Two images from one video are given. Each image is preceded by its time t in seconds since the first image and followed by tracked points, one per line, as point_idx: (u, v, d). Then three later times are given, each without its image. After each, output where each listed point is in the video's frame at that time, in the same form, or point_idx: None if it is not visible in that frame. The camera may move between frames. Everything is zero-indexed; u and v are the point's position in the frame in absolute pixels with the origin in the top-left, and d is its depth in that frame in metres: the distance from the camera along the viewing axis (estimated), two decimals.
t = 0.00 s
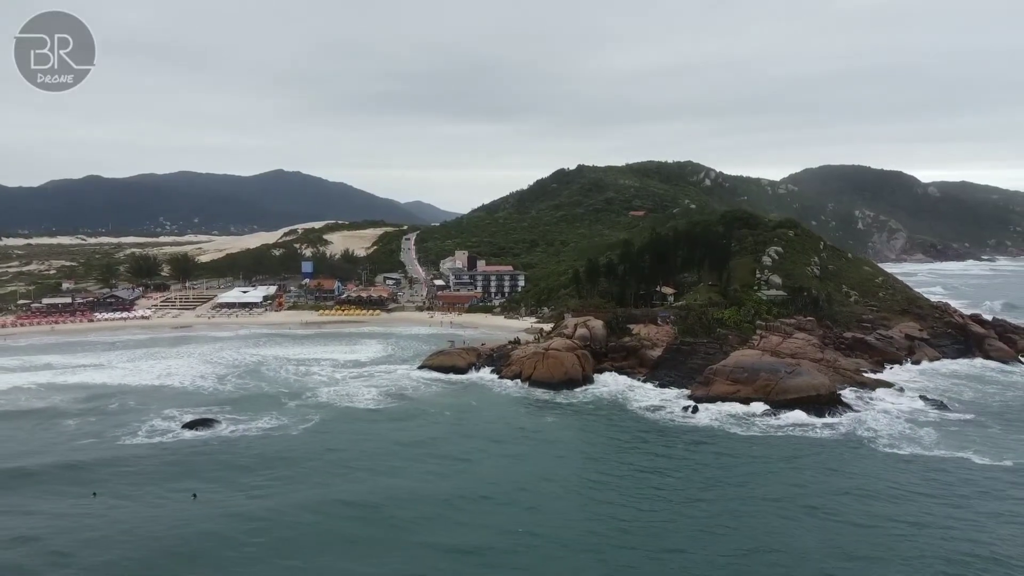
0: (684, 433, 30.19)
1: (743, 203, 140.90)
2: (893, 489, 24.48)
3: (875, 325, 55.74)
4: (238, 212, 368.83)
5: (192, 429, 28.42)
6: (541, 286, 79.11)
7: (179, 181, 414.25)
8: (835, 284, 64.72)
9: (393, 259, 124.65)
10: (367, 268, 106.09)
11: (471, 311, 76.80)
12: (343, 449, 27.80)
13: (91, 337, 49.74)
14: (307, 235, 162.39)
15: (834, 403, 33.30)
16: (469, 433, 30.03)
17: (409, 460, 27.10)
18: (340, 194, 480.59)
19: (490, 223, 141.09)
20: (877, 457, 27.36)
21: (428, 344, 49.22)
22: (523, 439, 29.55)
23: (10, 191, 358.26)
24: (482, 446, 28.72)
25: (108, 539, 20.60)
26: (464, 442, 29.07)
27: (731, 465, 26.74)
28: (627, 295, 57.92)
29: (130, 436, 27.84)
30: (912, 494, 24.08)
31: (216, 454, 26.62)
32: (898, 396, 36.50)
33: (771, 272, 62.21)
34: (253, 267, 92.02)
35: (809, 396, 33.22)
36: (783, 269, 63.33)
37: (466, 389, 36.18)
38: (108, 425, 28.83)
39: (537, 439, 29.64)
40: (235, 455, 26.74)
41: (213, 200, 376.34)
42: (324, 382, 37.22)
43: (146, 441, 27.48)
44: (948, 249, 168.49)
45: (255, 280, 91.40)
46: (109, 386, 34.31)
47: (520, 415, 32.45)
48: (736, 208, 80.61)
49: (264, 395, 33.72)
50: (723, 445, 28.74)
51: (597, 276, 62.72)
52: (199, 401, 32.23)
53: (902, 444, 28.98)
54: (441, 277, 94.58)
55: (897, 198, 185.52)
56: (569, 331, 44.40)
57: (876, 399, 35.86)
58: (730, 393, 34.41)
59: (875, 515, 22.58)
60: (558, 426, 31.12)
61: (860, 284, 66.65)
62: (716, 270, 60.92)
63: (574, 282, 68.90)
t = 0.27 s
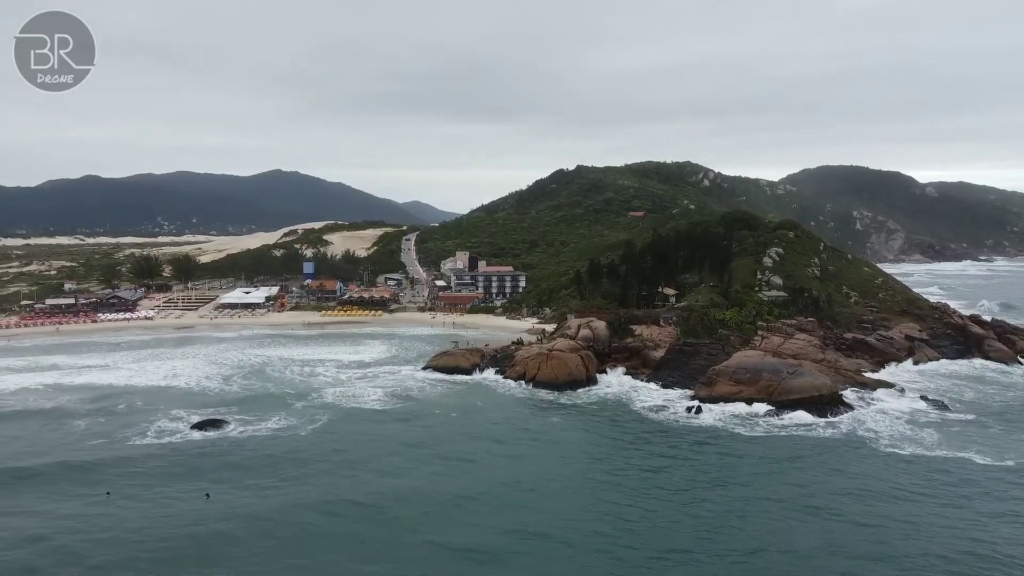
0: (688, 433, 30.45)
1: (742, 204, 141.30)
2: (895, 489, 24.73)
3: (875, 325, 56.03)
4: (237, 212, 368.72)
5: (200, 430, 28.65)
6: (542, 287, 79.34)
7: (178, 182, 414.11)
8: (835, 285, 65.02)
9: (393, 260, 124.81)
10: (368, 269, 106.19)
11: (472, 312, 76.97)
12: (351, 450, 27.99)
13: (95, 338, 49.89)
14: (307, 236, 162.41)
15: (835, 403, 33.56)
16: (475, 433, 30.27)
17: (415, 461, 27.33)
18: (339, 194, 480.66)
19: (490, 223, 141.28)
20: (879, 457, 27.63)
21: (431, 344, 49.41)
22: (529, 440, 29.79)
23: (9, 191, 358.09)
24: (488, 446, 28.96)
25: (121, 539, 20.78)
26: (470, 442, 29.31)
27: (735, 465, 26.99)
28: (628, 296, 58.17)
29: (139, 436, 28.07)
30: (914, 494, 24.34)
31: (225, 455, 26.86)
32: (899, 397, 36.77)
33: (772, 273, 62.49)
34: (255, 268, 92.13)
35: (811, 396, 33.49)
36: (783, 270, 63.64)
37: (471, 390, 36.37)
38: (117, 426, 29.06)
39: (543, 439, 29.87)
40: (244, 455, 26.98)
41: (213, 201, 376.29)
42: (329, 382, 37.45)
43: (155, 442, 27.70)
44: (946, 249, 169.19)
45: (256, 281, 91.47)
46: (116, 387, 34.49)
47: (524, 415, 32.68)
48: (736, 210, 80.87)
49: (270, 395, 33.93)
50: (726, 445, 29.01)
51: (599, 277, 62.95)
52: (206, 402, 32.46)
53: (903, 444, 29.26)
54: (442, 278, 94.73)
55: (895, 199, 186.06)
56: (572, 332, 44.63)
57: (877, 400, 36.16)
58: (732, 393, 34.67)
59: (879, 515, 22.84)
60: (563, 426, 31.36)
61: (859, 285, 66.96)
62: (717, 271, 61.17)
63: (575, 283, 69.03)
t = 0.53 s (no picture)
0: (693, 433, 30.73)
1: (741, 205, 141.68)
2: (899, 489, 25.04)
3: (876, 326, 56.32)
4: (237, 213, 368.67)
5: (210, 430, 28.90)
6: (544, 288, 79.57)
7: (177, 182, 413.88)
8: (836, 286, 65.31)
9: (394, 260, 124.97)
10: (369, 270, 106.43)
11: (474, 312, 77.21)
12: (360, 450, 28.21)
13: (100, 339, 50.07)
14: (307, 236, 162.43)
15: (838, 404, 33.86)
16: (482, 434, 30.51)
17: (424, 461, 27.58)
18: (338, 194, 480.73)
19: (490, 224, 141.51)
20: (883, 457, 27.93)
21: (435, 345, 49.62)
22: (536, 440, 30.04)
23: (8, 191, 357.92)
24: (495, 447, 29.23)
25: (137, 539, 20.98)
26: (477, 442, 29.57)
27: (740, 465, 27.26)
28: (630, 297, 58.45)
29: (149, 437, 28.27)
30: (918, 494, 24.63)
31: (235, 455, 27.10)
32: (900, 397, 37.08)
33: (773, 274, 62.78)
34: (256, 269, 92.26)
35: (814, 396, 33.78)
36: (784, 271, 63.91)
37: (477, 391, 36.57)
38: (127, 426, 29.30)
39: (549, 440, 30.12)
40: (254, 455, 27.23)
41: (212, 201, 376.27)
42: (335, 383, 37.69)
43: (166, 442, 27.95)
44: (943, 249, 169.88)
45: (258, 282, 91.57)
46: (124, 387, 34.68)
47: (530, 416, 32.94)
48: (737, 211, 81.15)
49: (278, 396, 34.16)
50: (731, 445, 29.29)
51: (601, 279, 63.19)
52: (215, 402, 32.70)
53: (906, 444, 29.57)
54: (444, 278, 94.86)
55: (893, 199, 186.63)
56: (575, 333, 44.87)
57: (879, 400, 36.50)
58: (736, 393, 34.95)
59: (884, 515, 23.14)
60: (569, 427, 31.62)
61: (860, 286, 67.26)
62: (719, 272, 61.44)
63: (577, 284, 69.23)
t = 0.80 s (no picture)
0: (697, 434, 30.98)
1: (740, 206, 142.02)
2: (903, 489, 25.29)
3: (876, 327, 56.59)
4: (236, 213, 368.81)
5: (219, 431, 29.15)
6: (545, 289, 79.81)
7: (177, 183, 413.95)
8: (836, 287, 65.58)
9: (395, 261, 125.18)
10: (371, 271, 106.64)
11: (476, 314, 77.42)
12: (367, 451, 28.45)
13: (105, 340, 50.27)
14: (308, 237, 162.60)
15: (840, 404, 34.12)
16: (488, 434, 30.74)
17: (431, 461, 27.82)
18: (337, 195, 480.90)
19: (490, 224, 141.73)
20: (886, 458, 28.20)
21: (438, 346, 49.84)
22: (542, 441, 30.29)
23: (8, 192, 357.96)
24: (502, 447, 29.46)
25: (149, 539, 21.17)
26: (484, 443, 29.81)
27: (745, 466, 27.52)
28: (632, 298, 58.69)
29: (159, 437, 28.50)
30: (921, 494, 24.89)
31: (245, 455, 27.33)
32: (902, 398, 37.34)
33: (774, 275, 63.08)
34: (258, 270, 92.41)
35: (816, 397, 34.04)
36: (785, 272, 64.20)
37: (482, 392, 36.80)
38: (136, 426, 29.54)
39: (555, 440, 30.35)
40: (263, 455, 27.45)
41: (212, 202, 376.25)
42: (341, 384, 37.91)
43: (175, 442, 28.19)
44: (941, 250, 170.34)
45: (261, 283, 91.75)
46: (132, 388, 34.92)
47: (536, 417, 33.17)
48: (737, 212, 81.45)
49: (284, 397, 34.39)
50: (735, 446, 29.53)
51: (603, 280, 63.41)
52: (222, 403, 32.95)
53: (908, 445, 29.85)
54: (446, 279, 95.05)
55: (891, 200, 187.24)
56: (579, 334, 45.11)
57: (880, 401, 36.80)
58: (739, 394, 35.20)
59: (889, 515, 23.38)
60: (574, 428, 31.86)
61: (860, 287, 67.53)
62: (720, 273, 61.67)
63: (579, 285, 69.49)
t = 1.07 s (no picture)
0: (702, 434, 31.28)
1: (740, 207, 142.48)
2: (907, 489, 25.58)
3: (877, 328, 56.93)
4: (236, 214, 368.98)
5: (229, 431, 29.41)
6: (546, 290, 80.08)
7: (177, 183, 413.91)
8: (837, 288, 65.91)
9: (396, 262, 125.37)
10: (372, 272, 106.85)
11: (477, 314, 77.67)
12: (376, 451, 28.72)
13: (110, 340, 50.50)
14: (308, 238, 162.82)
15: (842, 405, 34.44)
16: (495, 435, 31.01)
17: (440, 462, 28.08)
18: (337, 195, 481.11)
19: (490, 225, 141.99)
20: (889, 458, 28.50)
21: (442, 347, 50.11)
22: (548, 441, 30.57)
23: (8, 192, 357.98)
24: (508, 447, 29.75)
25: (163, 539, 21.39)
26: (491, 443, 30.08)
27: (750, 466, 27.81)
28: (634, 299, 59.02)
29: (169, 438, 28.77)
30: (924, 493, 25.19)
31: (255, 456, 27.59)
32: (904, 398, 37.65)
33: (775, 276, 63.43)
34: (260, 271, 92.61)
35: (819, 397, 34.35)
36: (785, 273, 64.54)
37: (487, 393, 37.08)
38: (147, 426, 29.80)
39: (561, 441, 30.63)
40: (272, 455, 27.72)
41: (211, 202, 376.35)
42: (347, 384, 38.18)
43: (186, 442, 28.44)
44: (940, 251, 170.87)
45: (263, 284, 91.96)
46: (140, 389, 35.18)
47: (541, 417, 33.45)
48: (738, 214, 81.81)
49: (292, 397, 34.66)
50: (740, 446, 29.82)
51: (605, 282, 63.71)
52: (231, 403, 33.21)
53: (910, 445, 30.17)
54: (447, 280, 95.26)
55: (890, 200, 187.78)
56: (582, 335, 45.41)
57: (882, 402, 37.13)
58: (742, 395, 35.51)
59: (893, 514, 23.68)
60: (580, 428, 32.15)
61: (860, 288, 67.87)
62: (721, 274, 62.00)
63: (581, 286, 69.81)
